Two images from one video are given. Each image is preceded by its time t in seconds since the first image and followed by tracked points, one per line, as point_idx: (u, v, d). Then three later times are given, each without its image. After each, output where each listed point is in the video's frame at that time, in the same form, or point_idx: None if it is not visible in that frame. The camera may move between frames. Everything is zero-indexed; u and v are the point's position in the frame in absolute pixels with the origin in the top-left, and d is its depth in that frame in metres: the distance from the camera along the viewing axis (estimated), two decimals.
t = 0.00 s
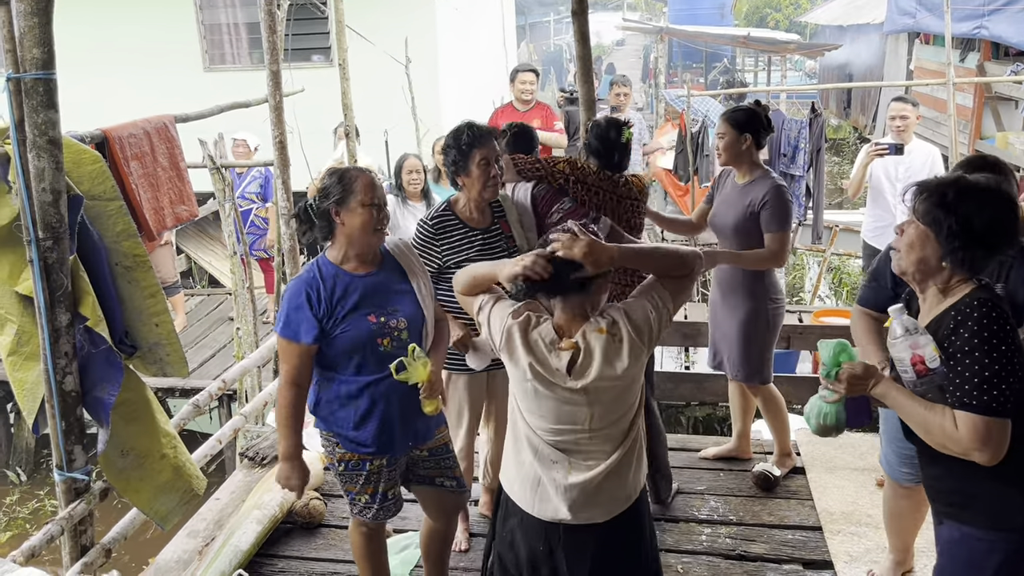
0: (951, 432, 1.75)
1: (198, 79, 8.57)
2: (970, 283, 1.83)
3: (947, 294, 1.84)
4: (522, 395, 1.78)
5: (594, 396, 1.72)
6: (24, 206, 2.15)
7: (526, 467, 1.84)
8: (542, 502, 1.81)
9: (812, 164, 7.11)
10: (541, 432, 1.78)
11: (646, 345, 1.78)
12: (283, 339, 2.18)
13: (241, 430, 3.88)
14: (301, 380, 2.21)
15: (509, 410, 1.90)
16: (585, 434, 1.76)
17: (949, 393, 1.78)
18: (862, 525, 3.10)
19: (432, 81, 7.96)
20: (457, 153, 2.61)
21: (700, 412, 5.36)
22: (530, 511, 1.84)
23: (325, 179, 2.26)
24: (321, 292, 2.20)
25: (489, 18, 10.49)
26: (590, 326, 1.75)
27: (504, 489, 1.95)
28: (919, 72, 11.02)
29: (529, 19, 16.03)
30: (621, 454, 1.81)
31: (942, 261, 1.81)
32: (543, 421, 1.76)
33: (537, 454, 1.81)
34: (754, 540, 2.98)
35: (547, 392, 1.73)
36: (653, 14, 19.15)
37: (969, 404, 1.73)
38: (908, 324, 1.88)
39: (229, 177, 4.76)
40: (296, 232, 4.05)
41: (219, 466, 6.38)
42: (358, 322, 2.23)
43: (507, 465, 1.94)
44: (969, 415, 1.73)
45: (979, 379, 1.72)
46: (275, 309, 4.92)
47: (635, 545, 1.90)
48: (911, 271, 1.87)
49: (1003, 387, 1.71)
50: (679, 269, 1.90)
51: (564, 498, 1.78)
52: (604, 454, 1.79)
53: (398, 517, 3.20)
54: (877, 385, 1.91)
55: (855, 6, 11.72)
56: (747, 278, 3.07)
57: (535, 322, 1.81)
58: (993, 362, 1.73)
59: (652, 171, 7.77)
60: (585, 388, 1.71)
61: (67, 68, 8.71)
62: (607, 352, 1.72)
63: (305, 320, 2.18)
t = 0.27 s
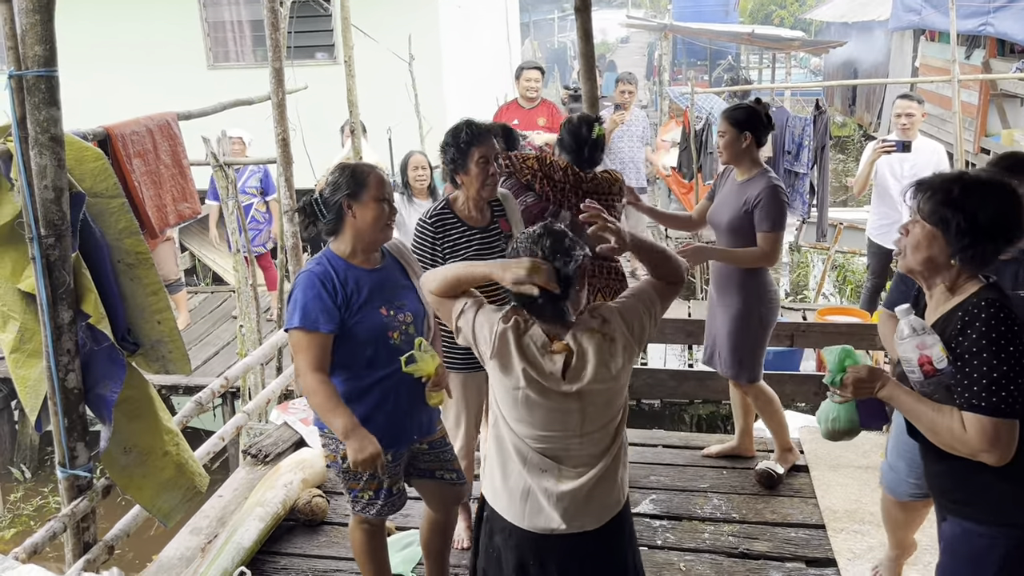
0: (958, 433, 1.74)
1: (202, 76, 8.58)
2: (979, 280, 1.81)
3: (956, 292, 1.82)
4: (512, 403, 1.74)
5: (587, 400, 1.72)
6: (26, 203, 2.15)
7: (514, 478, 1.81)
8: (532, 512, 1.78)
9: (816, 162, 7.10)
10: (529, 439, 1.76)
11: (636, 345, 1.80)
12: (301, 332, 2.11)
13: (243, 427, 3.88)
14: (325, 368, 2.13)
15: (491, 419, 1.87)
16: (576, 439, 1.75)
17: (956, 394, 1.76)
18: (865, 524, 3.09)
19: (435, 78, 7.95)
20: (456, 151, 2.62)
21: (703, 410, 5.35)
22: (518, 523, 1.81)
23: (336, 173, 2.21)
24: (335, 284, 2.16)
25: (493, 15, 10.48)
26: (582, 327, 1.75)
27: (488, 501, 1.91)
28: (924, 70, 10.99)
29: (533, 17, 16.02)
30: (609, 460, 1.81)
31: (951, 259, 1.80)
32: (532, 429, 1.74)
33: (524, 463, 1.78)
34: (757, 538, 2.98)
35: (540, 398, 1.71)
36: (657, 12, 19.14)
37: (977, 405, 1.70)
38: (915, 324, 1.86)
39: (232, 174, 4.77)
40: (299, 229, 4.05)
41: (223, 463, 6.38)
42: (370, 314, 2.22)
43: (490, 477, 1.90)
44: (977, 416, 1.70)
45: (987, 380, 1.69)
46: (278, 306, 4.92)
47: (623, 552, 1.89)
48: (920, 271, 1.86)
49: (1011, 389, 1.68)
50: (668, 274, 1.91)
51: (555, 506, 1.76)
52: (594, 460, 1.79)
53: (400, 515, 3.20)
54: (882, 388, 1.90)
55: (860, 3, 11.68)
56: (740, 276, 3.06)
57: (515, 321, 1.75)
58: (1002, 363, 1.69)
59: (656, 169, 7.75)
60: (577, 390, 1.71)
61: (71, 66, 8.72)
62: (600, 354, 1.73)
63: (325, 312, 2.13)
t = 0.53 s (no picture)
0: (953, 427, 1.75)
1: (202, 74, 8.58)
2: (982, 274, 1.79)
3: (958, 286, 1.81)
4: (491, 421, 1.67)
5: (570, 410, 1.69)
6: (25, 200, 2.15)
7: (492, 495, 1.75)
8: (512, 530, 1.73)
9: (817, 159, 7.06)
10: (509, 456, 1.70)
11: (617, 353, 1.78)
12: (314, 324, 2.09)
13: (244, 423, 3.88)
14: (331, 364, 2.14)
15: (461, 437, 1.80)
16: (556, 452, 1.71)
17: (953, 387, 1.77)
18: (864, 519, 3.09)
19: (436, 75, 7.95)
20: (453, 148, 2.62)
21: (703, 406, 5.35)
22: (498, 542, 1.75)
23: (348, 167, 2.19)
24: (348, 277, 2.15)
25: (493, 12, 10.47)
26: (565, 334, 1.70)
27: (462, 521, 1.84)
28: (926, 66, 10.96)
29: (534, 14, 16.03)
30: (586, 469, 1.79)
31: (950, 254, 1.78)
32: (513, 444, 1.68)
33: (503, 479, 1.73)
34: (756, 534, 2.98)
35: (524, 412, 1.65)
36: (659, 9, 19.12)
37: (971, 399, 1.71)
38: (915, 317, 1.86)
39: (233, 171, 4.77)
40: (299, 226, 4.05)
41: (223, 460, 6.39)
42: (379, 306, 2.23)
43: (464, 495, 1.83)
44: (971, 411, 1.71)
45: (982, 376, 1.70)
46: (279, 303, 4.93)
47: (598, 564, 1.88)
48: (921, 267, 1.85)
49: (1005, 384, 1.69)
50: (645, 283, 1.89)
51: (537, 522, 1.72)
52: (572, 472, 1.76)
53: (399, 511, 3.20)
54: (881, 379, 1.92)
55: None
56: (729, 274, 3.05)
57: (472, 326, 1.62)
58: (997, 358, 1.69)
59: (657, 166, 7.75)
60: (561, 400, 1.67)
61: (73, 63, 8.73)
62: (584, 362, 1.69)
63: (340, 304, 2.12)
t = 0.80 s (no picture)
0: (938, 415, 1.77)
1: (201, 71, 8.57)
2: (994, 267, 1.77)
3: (970, 276, 1.80)
4: (466, 439, 1.60)
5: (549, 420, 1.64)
6: (24, 196, 2.15)
7: (464, 505, 1.69)
8: (486, 540, 1.69)
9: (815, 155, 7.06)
10: (483, 470, 1.63)
11: (591, 362, 1.74)
12: (328, 308, 2.10)
13: (243, 420, 3.89)
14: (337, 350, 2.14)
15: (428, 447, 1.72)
16: (533, 464, 1.66)
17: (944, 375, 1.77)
18: (862, 514, 3.09)
19: (434, 72, 7.95)
20: (449, 144, 2.63)
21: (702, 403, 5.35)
22: (471, 552, 1.70)
23: (364, 157, 2.21)
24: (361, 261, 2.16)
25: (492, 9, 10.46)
26: (542, 342, 1.65)
27: (433, 528, 1.79)
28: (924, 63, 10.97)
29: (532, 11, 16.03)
30: (564, 477, 1.74)
31: (959, 245, 1.77)
32: (488, 460, 1.62)
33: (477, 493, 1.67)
34: (754, 530, 2.99)
35: (501, 425, 1.59)
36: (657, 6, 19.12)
37: (961, 390, 1.72)
38: (918, 305, 1.86)
39: (231, 167, 4.77)
40: (298, 223, 4.05)
41: (223, 456, 6.40)
42: (391, 294, 2.23)
43: (436, 503, 1.78)
44: (956, 401, 1.72)
45: (970, 369, 1.71)
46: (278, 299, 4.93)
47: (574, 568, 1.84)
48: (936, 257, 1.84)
49: (994, 378, 1.69)
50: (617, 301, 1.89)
51: (512, 532, 1.68)
52: (548, 483, 1.70)
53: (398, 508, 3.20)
54: (879, 364, 1.94)
55: None
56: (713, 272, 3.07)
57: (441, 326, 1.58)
58: (989, 353, 1.70)
59: (656, 162, 7.75)
60: (538, 411, 1.62)
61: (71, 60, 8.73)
62: (561, 371, 1.64)
63: (354, 290, 2.13)
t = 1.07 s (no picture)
0: (927, 402, 1.73)
1: (199, 69, 8.56)
2: (1010, 262, 1.66)
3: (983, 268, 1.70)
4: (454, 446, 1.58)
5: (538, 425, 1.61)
6: (26, 193, 2.14)
7: (456, 507, 1.68)
8: (478, 542, 1.68)
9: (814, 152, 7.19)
10: (472, 475, 1.62)
11: (583, 365, 1.71)
12: (369, 304, 2.08)
13: (243, 417, 3.89)
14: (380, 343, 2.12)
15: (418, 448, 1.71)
16: (523, 468, 1.64)
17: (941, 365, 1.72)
18: (864, 510, 3.09)
19: (433, 69, 7.95)
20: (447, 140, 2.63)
21: (701, 399, 5.36)
22: (463, 554, 1.69)
23: (374, 153, 2.21)
24: (385, 257, 2.14)
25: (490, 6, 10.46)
26: (531, 347, 1.62)
27: (425, 527, 1.78)
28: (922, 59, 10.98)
29: (531, 8, 16.03)
30: (557, 479, 1.72)
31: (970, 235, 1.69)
32: (476, 466, 1.60)
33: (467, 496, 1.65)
34: (755, 525, 2.99)
35: (489, 431, 1.57)
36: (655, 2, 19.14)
37: (951, 381, 1.66)
38: (927, 293, 1.89)
39: (231, 165, 4.77)
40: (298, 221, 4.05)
41: (223, 454, 6.40)
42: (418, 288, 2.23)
43: (428, 503, 1.77)
44: (943, 391, 1.68)
45: (962, 361, 1.64)
46: (278, 296, 4.92)
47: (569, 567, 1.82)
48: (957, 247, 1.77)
49: (985, 373, 1.62)
50: (612, 305, 1.85)
51: (504, 534, 1.66)
52: (540, 486, 1.68)
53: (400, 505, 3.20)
54: (887, 345, 1.90)
55: None
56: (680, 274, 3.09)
57: (416, 338, 1.54)
58: (984, 348, 1.62)
59: (655, 159, 7.75)
60: (525, 417, 1.59)
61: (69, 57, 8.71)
62: (549, 376, 1.62)
63: (387, 282, 2.13)
